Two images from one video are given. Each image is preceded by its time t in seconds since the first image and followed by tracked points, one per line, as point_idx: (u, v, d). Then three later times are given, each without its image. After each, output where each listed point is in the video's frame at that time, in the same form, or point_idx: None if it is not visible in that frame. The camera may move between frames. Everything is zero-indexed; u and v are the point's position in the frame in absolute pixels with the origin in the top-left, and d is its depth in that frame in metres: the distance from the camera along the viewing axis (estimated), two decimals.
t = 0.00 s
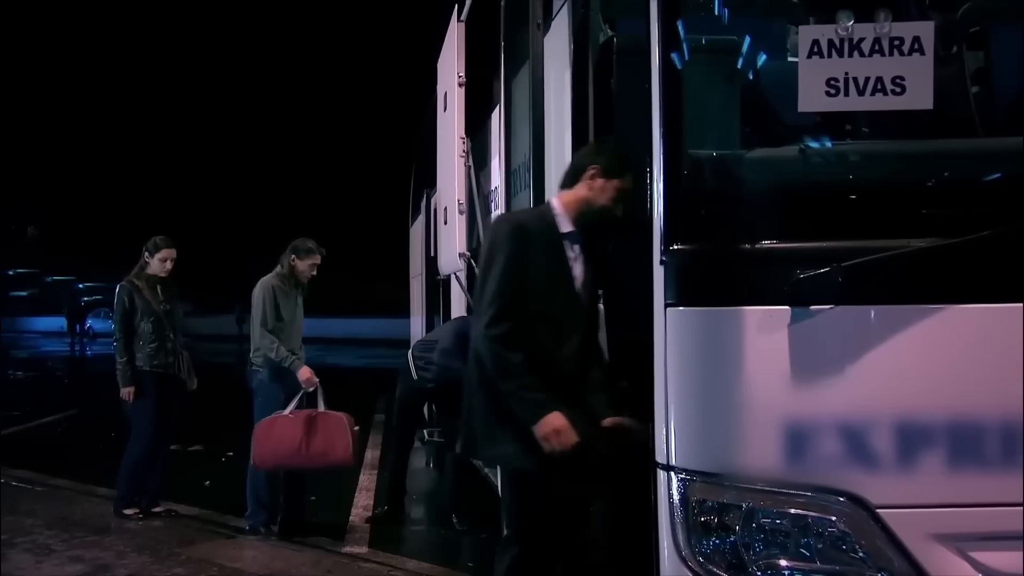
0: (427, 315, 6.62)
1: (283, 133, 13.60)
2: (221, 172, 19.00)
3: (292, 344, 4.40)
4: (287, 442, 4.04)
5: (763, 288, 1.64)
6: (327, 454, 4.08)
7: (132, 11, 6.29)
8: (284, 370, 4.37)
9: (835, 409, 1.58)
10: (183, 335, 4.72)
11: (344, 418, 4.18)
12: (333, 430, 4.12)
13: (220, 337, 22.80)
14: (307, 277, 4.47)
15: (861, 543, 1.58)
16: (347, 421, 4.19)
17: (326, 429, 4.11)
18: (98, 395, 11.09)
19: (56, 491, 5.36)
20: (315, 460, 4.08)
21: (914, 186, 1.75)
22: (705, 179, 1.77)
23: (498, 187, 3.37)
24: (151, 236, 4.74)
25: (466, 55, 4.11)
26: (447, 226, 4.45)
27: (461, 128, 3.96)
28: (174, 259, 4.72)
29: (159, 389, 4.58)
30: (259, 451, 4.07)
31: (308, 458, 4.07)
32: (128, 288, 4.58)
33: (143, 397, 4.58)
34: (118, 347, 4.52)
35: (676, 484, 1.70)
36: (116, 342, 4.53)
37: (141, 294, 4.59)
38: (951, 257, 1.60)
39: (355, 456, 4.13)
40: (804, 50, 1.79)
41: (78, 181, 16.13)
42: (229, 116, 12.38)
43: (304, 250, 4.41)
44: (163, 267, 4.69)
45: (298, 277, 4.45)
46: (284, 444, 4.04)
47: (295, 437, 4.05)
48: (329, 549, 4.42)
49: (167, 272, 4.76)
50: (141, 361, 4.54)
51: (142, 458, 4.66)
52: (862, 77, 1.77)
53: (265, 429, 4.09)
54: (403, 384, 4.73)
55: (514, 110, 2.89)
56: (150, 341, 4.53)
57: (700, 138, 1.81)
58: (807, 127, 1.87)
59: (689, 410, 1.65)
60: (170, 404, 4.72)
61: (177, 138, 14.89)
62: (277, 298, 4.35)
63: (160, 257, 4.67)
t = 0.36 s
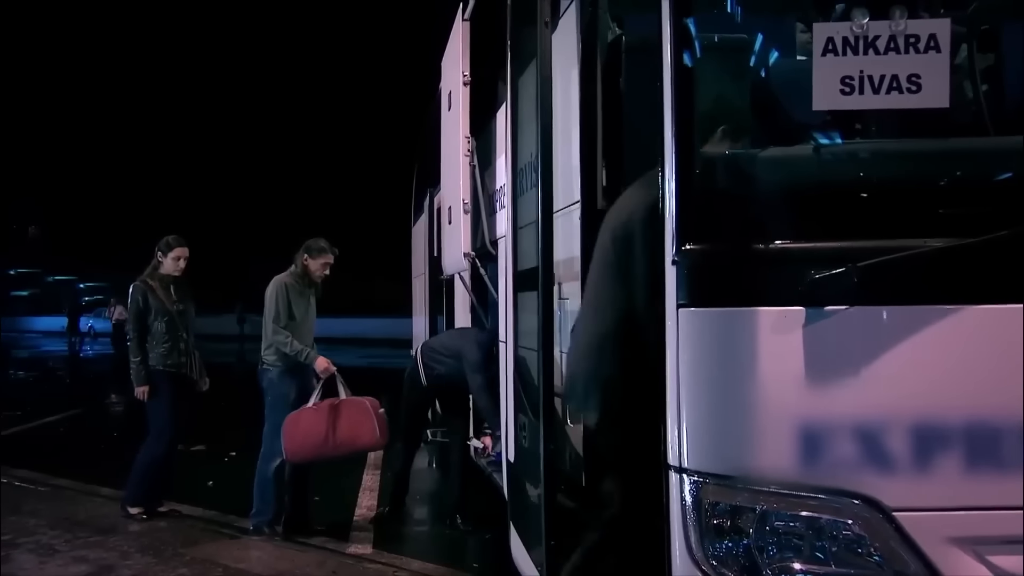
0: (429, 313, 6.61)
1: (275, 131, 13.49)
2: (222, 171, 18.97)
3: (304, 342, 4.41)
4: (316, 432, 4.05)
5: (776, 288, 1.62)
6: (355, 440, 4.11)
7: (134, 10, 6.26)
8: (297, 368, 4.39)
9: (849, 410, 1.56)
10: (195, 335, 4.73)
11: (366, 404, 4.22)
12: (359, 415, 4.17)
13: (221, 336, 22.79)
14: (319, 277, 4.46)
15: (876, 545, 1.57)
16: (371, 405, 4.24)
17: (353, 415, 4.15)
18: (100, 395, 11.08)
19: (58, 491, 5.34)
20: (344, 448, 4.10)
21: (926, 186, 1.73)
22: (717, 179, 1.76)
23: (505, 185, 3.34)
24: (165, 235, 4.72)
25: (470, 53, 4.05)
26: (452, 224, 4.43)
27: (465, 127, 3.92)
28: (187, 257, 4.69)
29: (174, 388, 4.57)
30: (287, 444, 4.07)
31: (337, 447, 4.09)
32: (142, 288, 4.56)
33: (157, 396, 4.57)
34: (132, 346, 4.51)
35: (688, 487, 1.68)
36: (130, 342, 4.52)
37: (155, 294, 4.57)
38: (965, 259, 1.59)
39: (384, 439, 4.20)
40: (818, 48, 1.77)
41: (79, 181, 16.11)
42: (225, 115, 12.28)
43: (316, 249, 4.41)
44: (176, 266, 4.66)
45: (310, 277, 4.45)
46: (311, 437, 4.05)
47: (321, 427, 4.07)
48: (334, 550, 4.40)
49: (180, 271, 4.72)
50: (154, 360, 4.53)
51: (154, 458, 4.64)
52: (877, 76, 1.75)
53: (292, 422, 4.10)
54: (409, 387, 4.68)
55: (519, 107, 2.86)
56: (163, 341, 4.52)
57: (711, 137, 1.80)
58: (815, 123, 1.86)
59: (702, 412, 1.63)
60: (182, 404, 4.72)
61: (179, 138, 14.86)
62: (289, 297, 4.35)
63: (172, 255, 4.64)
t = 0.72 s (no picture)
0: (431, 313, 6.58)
1: (277, 131, 13.47)
2: (224, 172, 18.94)
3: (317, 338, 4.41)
4: (324, 421, 4.06)
5: (788, 287, 1.61)
6: (363, 434, 4.11)
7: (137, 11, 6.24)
8: (309, 367, 4.38)
9: (863, 412, 1.55)
10: (200, 336, 4.72)
11: (380, 400, 4.21)
12: (369, 411, 4.16)
13: (223, 337, 22.78)
14: (331, 277, 4.46)
15: (889, 548, 1.55)
16: (383, 403, 4.22)
17: (362, 410, 4.14)
18: (101, 395, 11.06)
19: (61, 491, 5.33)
20: (349, 440, 4.10)
21: (936, 186, 1.71)
22: (728, 176, 1.74)
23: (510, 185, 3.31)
24: (172, 234, 4.69)
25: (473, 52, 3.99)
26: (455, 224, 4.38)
27: (469, 127, 3.88)
28: (194, 256, 4.68)
29: (180, 388, 4.55)
30: (295, 428, 4.08)
31: (342, 439, 4.09)
32: (149, 287, 4.54)
33: (162, 395, 4.52)
34: (137, 345, 4.46)
35: (699, 489, 1.67)
36: (135, 341, 4.47)
37: (162, 292, 4.55)
38: (976, 260, 1.57)
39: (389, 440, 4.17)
40: (831, 45, 1.76)
41: (80, 182, 16.07)
42: (227, 115, 12.27)
43: (329, 250, 4.39)
44: (184, 265, 4.63)
45: (322, 277, 4.44)
46: (320, 424, 4.05)
47: (330, 416, 4.07)
48: (337, 551, 4.38)
49: (187, 270, 4.70)
50: (160, 359, 4.50)
51: (165, 461, 4.61)
52: (890, 73, 1.73)
53: (303, 408, 4.12)
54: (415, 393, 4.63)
55: (524, 105, 2.83)
56: (169, 340, 4.51)
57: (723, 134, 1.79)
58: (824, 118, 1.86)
59: (713, 413, 1.62)
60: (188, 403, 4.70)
61: (180, 137, 14.85)
62: (301, 297, 4.34)
63: (181, 254, 4.61)
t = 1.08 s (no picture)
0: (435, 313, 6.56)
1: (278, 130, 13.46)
2: (224, 171, 18.91)
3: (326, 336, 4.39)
4: (329, 421, 4.05)
5: (801, 286, 1.60)
6: (367, 439, 4.09)
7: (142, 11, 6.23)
8: (317, 367, 4.37)
9: (878, 413, 1.53)
10: (205, 336, 4.69)
11: (387, 406, 4.17)
12: (373, 415, 4.12)
13: (223, 336, 22.74)
14: (341, 279, 4.43)
15: (904, 550, 1.54)
16: (389, 409, 4.17)
17: (369, 415, 4.12)
18: (102, 395, 11.04)
19: (64, 492, 5.31)
20: (351, 443, 4.09)
21: (949, 184, 1.70)
22: (739, 176, 1.73)
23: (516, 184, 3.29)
24: (176, 234, 4.69)
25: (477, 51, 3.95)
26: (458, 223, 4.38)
27: (473, 126, 3.86)
28: (198, 256, 4.67)
29: (183, 388, 4.54)
30: (300, 425, 4.10)
31: (345, 441, 4.08)
32: (153, 286, 4.53)
33: (166, 396, 4.52)
34: (141, 345, 4.46)
35: (711, 489, 1.65)
36: (140, 341, 4.47)
37: (166, 292, 4.54)
38: (992, 259, 1.55)
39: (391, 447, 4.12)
40: (845, 42, 1.75)
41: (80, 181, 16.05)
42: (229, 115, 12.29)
43: (339, 252, 4.38)
44: (188, 265, 4.63)
45: (333, 279, 4.42)
46: (325, 424, 4.05)
47: (335, 417, 4.06)
48: (341, 552, 4.36)
49: (191, 271, 4.69)
50: (165, 360, 4.47)
51: (167, 462, 4.58)
52: (905, 71, 1.73)
53: (310, 405, 4.12)
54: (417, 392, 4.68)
55: (531, 104, 2.81)
56: (174, 340, 4.48)
57: (734, 135, 1.77)
58: (835, 112, 1.81)
59: (726, 414, 1.60)
60: (192, 404, 4.68)
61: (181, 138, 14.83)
62: (311, 297, 4.33)
63: (185, 255, 4.60)
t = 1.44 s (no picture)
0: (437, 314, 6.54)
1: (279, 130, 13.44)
2: (226, 171, 18.88)
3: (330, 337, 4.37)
4: (338, 426, 4.03)
5: (814, 286, 1.58)
6: (377, 443, 4.08)
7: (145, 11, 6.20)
8: (321, 368, 4.36)
9: (892, 413, 1.52)
10: (208, 336, 4.67)
11: (394, 409, 4.17)
12: (381, 419, 4.12)
13: (224, 337, 22.71)
14: (346, 280, 4.41)
15: (918, 551, 1.52)
16: (396, 411, 4.17)
17: (377, 419, 4.11)
18: (104, 395, 11.03)
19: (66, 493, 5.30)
20: (361, 447, 4.07)
21: (962, 182, 1.68)
22: (752, 175, 1.71)
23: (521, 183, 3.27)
24: (177, 235, 4.68)
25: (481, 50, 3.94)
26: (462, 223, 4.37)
27: (477, 124, 3.85)
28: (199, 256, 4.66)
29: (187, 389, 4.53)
30: (307, 431, 4.07)
31: (355, 445, 4.06)
32: (155, 286, 4.52)
33: (169, 397, 4.51)
34: (144, 346, 4.45)
35: (722, 490, 1.63)
36: (142, 342, 4.46)
37: (168, 292, 4.52)
38: (1008, 257, 1.53)
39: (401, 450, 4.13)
40: (859, 38, 1.75)
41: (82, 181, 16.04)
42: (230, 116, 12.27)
43: (344, 253, 4.35)
44: (189, 266, 4.62)
45: (338, 279, 4.41)
46: (334, 429, 4.02)
47: (345, 422, 4.03)
48: (344, 553, 4.34)
49: (192, 271, 4.68)
50: (168, 360, 4.46)
51: (166, 461, 4.58)
52: (920, 67, 1.71)
53: (317, 410, 4.08)
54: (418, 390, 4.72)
55: (536, 102, 2.79)
56: (177, 340, 4.46)
57: (746, 135, 1.75)
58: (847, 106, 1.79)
59: (738, 414, 1.58)
60: (194, 404, 4.68)
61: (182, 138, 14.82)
62: (316, 297, 4.31)
63: (186, 255, 4.60)
